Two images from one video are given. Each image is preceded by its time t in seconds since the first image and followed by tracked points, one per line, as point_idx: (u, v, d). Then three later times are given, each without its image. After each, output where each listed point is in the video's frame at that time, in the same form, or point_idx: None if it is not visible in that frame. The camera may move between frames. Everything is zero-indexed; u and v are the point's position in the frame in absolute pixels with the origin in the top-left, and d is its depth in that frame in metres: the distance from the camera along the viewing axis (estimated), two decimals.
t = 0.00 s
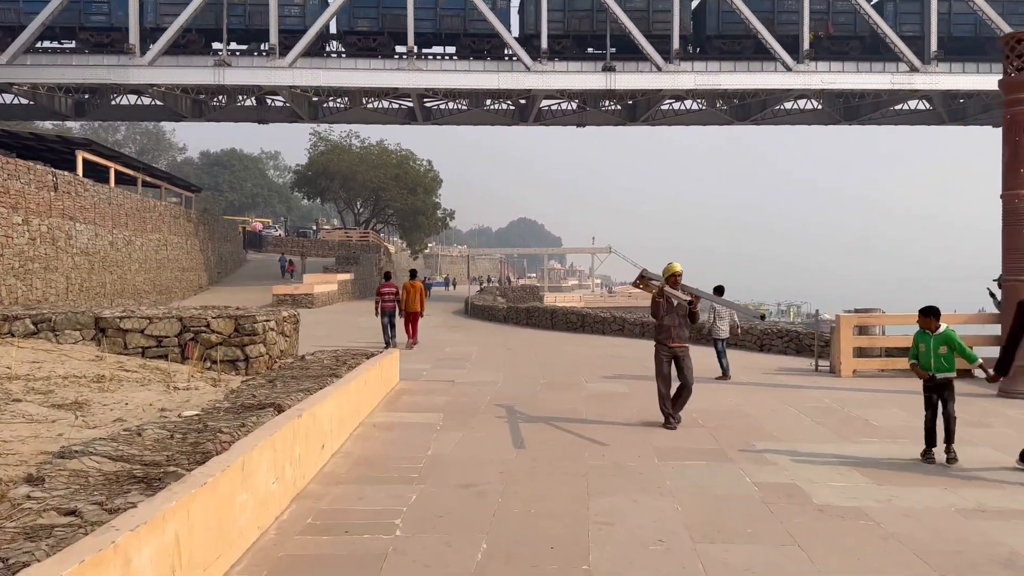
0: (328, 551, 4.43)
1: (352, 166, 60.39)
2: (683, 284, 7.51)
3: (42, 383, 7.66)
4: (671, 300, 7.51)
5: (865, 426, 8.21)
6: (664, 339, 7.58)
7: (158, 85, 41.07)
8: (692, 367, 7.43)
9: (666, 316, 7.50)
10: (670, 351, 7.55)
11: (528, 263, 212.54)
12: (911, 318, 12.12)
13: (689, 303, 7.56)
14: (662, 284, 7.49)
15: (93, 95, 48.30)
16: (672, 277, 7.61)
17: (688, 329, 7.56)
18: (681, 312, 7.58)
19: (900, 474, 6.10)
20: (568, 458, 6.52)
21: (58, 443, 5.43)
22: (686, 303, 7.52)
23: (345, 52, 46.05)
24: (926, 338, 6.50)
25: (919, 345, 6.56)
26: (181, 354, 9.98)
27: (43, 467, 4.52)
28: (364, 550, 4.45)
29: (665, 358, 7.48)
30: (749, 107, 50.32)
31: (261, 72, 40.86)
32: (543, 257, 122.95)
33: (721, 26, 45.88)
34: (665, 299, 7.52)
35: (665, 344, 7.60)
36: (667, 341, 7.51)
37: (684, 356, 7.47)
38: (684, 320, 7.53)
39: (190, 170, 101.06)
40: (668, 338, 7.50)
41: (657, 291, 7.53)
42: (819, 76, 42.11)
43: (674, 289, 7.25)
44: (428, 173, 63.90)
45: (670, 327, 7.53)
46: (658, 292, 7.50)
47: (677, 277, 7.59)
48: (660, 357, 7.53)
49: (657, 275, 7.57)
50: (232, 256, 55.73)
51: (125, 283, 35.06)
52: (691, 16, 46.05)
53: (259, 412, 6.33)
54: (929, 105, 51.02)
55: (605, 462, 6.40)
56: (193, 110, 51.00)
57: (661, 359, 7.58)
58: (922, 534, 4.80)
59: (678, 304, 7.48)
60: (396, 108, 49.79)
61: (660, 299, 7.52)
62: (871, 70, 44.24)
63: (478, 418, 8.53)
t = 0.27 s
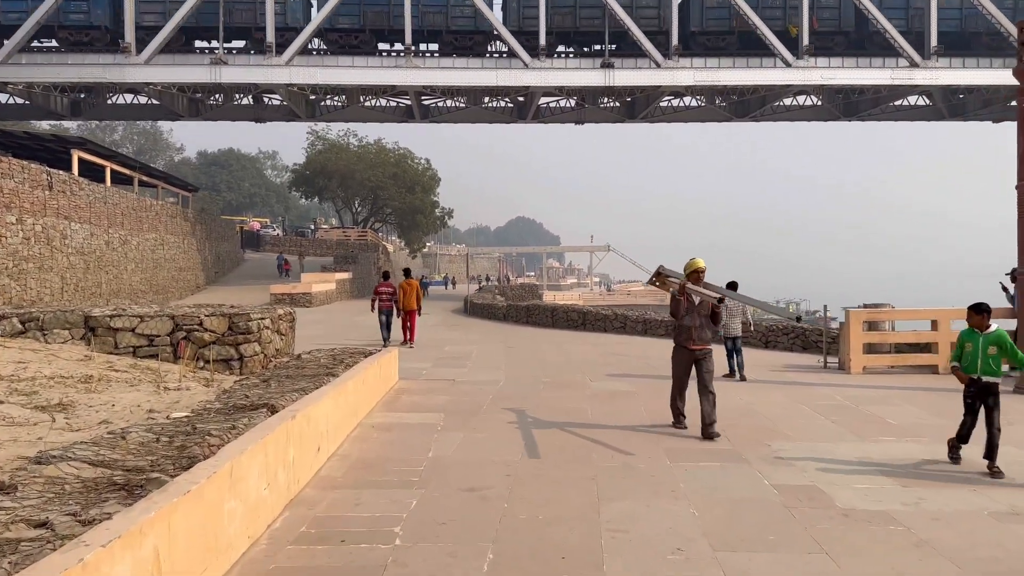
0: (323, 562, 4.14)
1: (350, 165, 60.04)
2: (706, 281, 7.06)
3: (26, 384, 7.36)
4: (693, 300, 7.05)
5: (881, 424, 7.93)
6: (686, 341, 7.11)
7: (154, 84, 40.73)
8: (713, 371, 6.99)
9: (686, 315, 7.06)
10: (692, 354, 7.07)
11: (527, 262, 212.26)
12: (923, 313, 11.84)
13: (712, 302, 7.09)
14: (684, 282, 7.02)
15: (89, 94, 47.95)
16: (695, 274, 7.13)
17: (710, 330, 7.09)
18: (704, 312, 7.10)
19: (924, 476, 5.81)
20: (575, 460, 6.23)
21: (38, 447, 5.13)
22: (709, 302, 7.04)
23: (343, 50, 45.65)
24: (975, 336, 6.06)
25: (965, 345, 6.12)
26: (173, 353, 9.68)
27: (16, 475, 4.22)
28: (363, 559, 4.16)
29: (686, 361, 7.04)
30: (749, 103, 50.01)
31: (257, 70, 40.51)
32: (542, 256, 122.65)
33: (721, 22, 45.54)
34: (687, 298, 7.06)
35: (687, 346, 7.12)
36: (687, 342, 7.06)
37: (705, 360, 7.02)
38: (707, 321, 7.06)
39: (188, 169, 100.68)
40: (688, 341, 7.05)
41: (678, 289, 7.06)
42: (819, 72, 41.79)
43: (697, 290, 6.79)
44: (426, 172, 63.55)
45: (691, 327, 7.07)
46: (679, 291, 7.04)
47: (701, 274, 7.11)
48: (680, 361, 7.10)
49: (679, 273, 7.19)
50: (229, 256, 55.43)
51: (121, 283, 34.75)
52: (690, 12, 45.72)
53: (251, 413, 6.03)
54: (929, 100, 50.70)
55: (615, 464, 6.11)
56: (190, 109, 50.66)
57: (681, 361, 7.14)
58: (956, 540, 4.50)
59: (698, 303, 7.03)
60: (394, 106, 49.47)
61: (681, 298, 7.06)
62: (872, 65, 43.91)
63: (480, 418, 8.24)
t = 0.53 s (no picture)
0: None
1: (350, 166, 59.76)
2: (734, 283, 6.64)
3: (11, 395, 7.05)
4: (721, 303, 6.59)
5: (901, 434, 7.62)
6: (713, 348, 6.54)
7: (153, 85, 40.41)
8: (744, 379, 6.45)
9: (714, 319, 6.56)
10: (721, 362, 6.49)
11: (528, 263, 212.10)
12: (937, 316, 11.56)
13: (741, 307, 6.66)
14: (713, 284, 6.58)
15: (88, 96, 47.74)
16: (722, 277, 6.72)
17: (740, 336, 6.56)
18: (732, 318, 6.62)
19: (955, 493, 5.50)
20: (588, 475, 5.94)
21: (15, 467, 4.83)
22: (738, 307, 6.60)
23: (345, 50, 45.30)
24: None
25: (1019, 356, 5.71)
26: (166, 361, 9.39)
27: None
28: None
29: (715, 368, 6.48)
30: (752, 103, 49.69)
31: (257, 71, 40.19)
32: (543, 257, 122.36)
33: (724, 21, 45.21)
34: (715, 302, 6.59)
35: (715, 353, 6.53)
36: (716, 347, 6.51)
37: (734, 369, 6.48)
38: (737, 327, 6.58)
39: (188, 171, 100.43)
40: (718, 346, 6.51)
41: (706, 292, 6.61)
42: (822, 72, 41.43)
43: (732, 287, 6.34)
44: (427, 173, 63.29)
45: (720, 333, 6.54)
46: (709, 292, 6.57)
47: (728, 278, 6.70)
48: (707, 369, 6.53)
49: (705, 279, 6.82)
50: (230, 258, 55.18)
51: (120, 286, 34.47)
52: (693, 11, 45.37)
53: (245, 426, 5.76)
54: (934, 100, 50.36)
55: (627, 480, 5.80)
56: (190, 110, 50.39)
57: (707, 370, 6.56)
58: (998, 566, 4.19)
59: (726, 305, 6.57)
60: (394, 107, 49.19)
61: (709, 301, 6.59)
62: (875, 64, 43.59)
63: (484, 429, 7.95)
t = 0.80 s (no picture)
0: None
1: (354, 167, 59.47)
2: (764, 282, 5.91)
3: None
4: (750, 306, 5.87)
5: (920, 438, 7.26)
6: (742, 357, 5.86)
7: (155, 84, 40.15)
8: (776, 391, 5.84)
9: (744, 325, 5.83)
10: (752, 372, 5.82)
11: (532, 264, 211.88)
12: (952, 316, 11.22)
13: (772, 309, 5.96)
14: (740, 285, 5.83)
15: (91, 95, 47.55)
16: (750, 277, 5.98)
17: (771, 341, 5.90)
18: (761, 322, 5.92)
19: (982, 502, 5.18)
20: (592, 481, 5.63)
21: None
22: (769, 309, 5.90)
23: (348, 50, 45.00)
24: None
25: None
26: (157, 361, 9.11)
27: None
28: None
29: (746, 379, 5.82)
30: (757, 102, 49.32)
31: (259, 71, 39.93)
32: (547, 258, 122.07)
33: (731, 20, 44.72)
34: (742, 305, 5.86)
35: (746, 363, 5.85)
36: (747, 357, 5.82)
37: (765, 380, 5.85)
38: (767, 331, 5.89)
39: (192, 171, 100.34)
40: (747, 355, 5.83)
41: (733, 294, 5.85)
42: (828, 71, 41.03)
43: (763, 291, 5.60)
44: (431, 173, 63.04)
45: (750, 340, 5.85)
46: (735, 296, 5.83)
47: (755, 277, 5.98)
48: (736, 380, 5.88)
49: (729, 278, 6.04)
50: (233, 258, 54.98)
51: (121, 286, 34.26)
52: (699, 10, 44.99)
53: (231, 429, 5.46)
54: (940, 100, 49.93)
55: (633, 488, 5.47)
56: (193, 110, 50.18)
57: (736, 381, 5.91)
58: None
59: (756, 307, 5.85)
60: (397, 106, 48.92)
61: (736, 305, 5.84)
62: (881, 63, 43.18)
63: (484, 431, 7.64)
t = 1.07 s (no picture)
0: None
1: (357, 170, 59.21)
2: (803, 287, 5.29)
3: None
4: (786, 314, 5.29)
5: (943, 454, 6.91)
6: (778, 372, 5.25)
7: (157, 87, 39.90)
8: (818, 408, 5.21)
9: (777, 335, 5.24)
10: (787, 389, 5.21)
11: (536, 267, 211.74)
12: (971, 324, 10.88)
13: (811, 316, 5.36)
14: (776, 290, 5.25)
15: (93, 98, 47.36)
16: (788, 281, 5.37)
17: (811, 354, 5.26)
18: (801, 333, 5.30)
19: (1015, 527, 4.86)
20: (597, 502, 5.32)
21: None
22: (807, 316, 5.31)
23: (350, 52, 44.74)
24: None
25: None
26: (147, 369, 8.81)
27: None
28: None
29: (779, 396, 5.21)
30: (762, 105, 48.99)
31: (262, 73, 39.68)
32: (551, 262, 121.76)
33: (737, 22, 44.32)
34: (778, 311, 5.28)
35: (782, 378, 5.24)
36: (780, 371, 5.23)
37: (806, 394, 5.23)
38: (806, 343, 5.27)
39: (196, 175, 100.29)
40: (781, 367, 5.24)
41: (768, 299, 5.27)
42: (835, 73, 40.63)
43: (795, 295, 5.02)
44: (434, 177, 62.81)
45: (786, 352, 5.24)
46: (769, 301, 5.25)
47: (795, 282, 5.36)
48: (770, 396, 5.28)
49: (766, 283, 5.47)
50: (235, 261, 54.77)
51: (121, 289, 34.02)
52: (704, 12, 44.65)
53: (215, 446, 5.14)
54: (948, 102, 49.53)
55: (643, 514, 5.10)
56: (195, 113, 49.99)
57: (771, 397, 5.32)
58: None
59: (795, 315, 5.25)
60: (400, 109, 48.68)
61: (772, 312, 5.25)
62: (888, 65, 42.81)
63: (484, 445, 7.33)
